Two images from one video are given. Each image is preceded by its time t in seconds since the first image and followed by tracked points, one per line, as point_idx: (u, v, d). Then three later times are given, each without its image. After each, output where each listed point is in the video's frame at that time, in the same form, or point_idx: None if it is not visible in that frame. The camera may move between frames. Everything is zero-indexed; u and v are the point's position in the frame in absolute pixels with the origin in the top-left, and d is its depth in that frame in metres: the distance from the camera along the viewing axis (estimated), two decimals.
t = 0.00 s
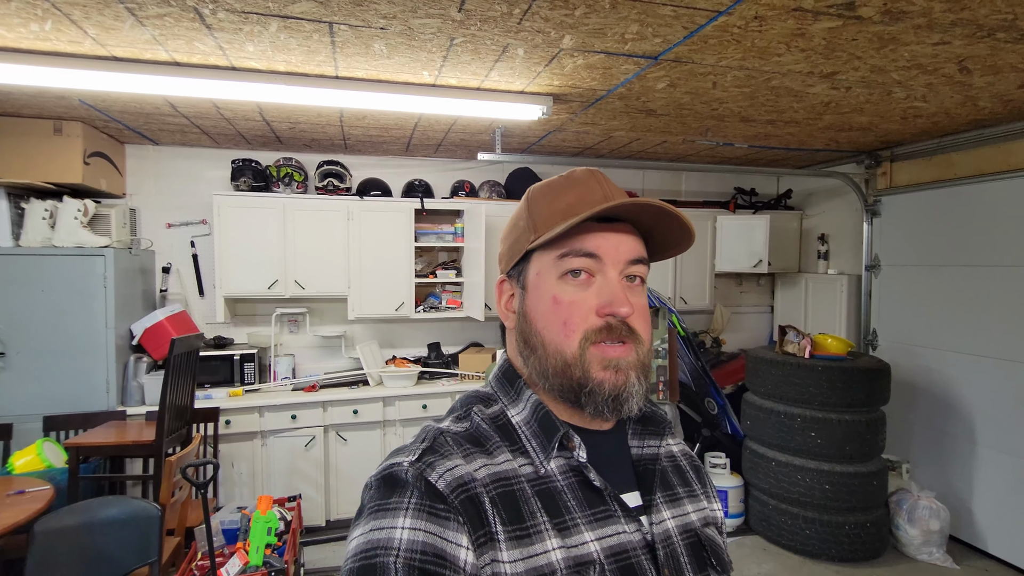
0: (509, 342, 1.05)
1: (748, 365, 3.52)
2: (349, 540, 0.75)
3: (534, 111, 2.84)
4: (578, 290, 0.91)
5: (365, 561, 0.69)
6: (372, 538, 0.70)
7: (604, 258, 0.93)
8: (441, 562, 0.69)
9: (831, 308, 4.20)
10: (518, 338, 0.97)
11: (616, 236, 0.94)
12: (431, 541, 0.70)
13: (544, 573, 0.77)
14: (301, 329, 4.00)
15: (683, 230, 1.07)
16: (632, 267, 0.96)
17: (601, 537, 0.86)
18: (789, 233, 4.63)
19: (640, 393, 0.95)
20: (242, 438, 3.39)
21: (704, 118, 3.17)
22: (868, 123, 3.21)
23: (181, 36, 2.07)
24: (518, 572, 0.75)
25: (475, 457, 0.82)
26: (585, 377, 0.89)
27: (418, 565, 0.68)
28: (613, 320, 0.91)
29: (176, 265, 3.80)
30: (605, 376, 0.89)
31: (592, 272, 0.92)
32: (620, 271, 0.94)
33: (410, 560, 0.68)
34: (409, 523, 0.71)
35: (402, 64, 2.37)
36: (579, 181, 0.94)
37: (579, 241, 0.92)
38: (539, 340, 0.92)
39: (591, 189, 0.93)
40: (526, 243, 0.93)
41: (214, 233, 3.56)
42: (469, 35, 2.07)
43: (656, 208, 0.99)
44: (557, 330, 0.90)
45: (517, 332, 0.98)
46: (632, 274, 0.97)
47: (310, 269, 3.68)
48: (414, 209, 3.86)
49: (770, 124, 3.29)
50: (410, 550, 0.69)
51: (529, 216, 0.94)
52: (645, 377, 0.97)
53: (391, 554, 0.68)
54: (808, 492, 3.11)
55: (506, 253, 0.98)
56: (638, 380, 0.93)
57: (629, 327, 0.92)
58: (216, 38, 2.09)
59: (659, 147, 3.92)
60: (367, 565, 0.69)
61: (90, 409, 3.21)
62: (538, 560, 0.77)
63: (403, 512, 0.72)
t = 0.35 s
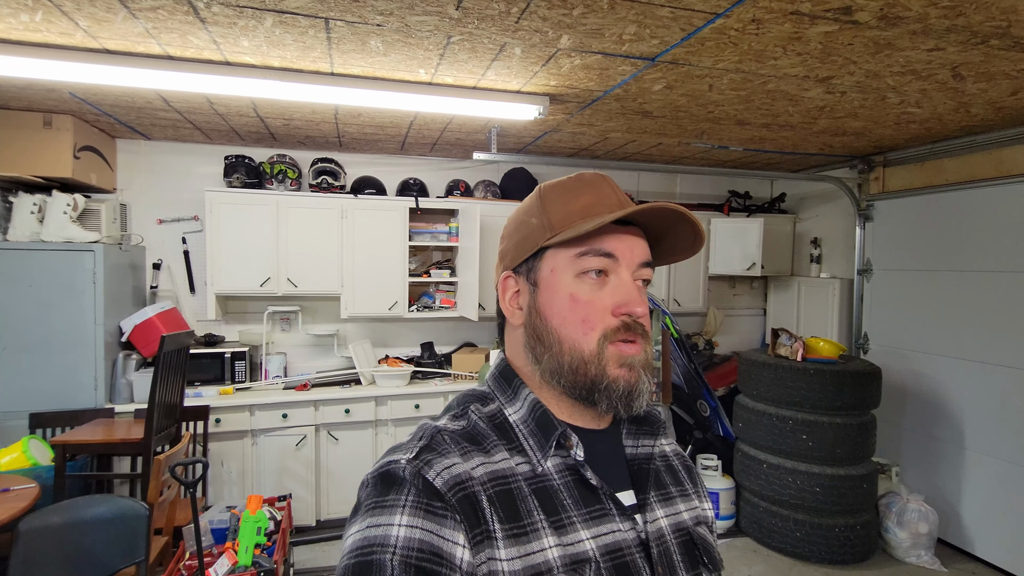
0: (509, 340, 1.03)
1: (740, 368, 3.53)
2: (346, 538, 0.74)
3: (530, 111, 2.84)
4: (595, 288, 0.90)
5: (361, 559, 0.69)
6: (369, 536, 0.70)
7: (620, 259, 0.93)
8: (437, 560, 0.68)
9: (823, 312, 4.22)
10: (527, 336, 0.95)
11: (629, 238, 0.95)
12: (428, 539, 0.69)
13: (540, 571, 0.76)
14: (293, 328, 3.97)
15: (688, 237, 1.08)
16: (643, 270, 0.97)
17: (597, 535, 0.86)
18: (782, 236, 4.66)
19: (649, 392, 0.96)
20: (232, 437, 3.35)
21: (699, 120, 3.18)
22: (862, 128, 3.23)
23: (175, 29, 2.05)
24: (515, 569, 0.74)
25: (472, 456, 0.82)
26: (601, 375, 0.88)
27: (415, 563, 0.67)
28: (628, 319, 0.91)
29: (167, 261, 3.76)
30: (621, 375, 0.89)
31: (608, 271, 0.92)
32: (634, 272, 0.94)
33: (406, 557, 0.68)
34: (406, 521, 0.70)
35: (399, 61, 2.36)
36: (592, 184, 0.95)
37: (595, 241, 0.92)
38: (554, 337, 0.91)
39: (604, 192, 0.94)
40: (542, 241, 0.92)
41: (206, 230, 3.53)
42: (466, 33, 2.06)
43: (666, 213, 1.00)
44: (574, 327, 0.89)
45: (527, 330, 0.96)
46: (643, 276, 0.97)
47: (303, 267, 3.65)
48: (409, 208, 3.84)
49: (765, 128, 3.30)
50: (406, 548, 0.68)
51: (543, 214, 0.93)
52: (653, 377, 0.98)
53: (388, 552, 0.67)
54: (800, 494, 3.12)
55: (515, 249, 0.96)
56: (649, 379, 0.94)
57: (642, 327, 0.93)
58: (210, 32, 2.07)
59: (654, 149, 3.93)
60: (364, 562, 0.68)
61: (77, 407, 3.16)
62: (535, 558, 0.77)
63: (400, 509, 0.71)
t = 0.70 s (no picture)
0: (502, 337, 1.01)
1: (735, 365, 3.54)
2: (341, 541, 0.73)
3: (525, 107, 2.82)
4: (593, 272, 0.91)
5: (356, 562, 0.68)
6: (364, 539, 0.69)
7: (612, 245, 0.95)
8: (432, 564, 0.68)
9: (817, 309, 4.24)
10: (525, 328, 0.93)
11: (617, 227, 0.97)
12: (422, 544, 0.69)
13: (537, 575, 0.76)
14: (287, 325, 3.95)
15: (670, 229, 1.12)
16: (632, 258, 0.99)
17: (595, 538, 0.84)
18: (775, 233, 4.67)
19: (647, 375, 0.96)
20: (225, 436, 3.33)
21: (694, 117, 3.17)
22: (856, 125, 3.24)
23: (164, 24, 2.01)
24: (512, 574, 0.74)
25: (469, 459, 0.80)
26: (605, 355, 0.88)
27: (409, 568, 0.66)
28: (626, 301, 0.92)
29: (158, 259, 3.72)
30: (624, 353, 0.89)
31: (602, 256, 0.93)
32: (625, 258, 0.96)
33: (400, 562, 0.67)
34: (401, 525, 0.69)
35: (392, 57, 2.33)
36: (575, 183, 0.99)
37: (587, 230, 0.94)
38: (556, 322, 0.89)
39: (586, 189, 0.98)
40: (533, 236, 0.93)
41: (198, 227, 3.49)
42: (461, 29, 2.03)
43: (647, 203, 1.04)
44: (575, 309, 0.89)
45: (523, 322, 0.94)
46: (633, 264, 0.99)
47: (296, 265, 3.63)
48: (403, 205, 3.82)
49: (760, 125, 3.30)
50: (401, 552, 0.67)
51: (534, 211, 0.95)
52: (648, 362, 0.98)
53: (382, 556, 0.67)
54: (794, 491, 3.14)
55: (507, 247, 0.96)
56: (647, 361, 0.94)
57: (638, 309, 0.93)
58: (201, 27, 2.03)
59: (649, 146, 3.92)
60: (358, 567, 0.67)
61: (67, 406, 3.12)
62: (531, 562, 0.76)
63: (395, 513, 0.70)
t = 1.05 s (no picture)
0: (496, 345, 1.00)
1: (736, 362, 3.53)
2: (339, 548, 0.72)
3: (526, 104, 2.80)
4: (582, 278, 0.90)
5: (353, 569, 0.67)
6: (361, 546, 0.68)
7: (601, 251, 0.94)
8: (430, 568, 0.66)
9: (818, 305, 4.23)
10: (517, 336, 0.93)
11: (604, 234, 0.97)
12: (420, 548, 0.67)
13: None
14: (286, 323, 3.93)
15: (657, 234, 1.12)
16: (621, 263, 0.99)
17: (594, 538, 0.83)
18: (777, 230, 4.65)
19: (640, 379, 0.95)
20: (225, 434, 3.32)
21: (695, 113, 3.15)
22: (859, 121, 3.22)
23: (160, 20, 1.99)
24: None
25: (466, 462, 0.79)
26: (597, 361, 0.87)
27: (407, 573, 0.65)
28: (617, 306, 0.91)
29: (156, 256, 3.70)
30: (615, 358, 0.88)
31: (592, 263, 0.92)
32: (614, 263, 0.95)
33: (398, 567, 0.66)
34: (398, 530, 0.68)
35: (392, 53, 2.31)
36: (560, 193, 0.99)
37: (575, 237, 0.93)
38: (546, 330, 0.89)
39: (572, 198, 0.98)
40: (522, 245, 0.92)
41: (196, 224, 3.47)
42: (461, 25, 2.01)
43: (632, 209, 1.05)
44: (566, 317, 0.88)
45: (515, 331, 0.93)
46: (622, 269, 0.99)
47: (295, 262, 3.61)
48: (402, 202, 3.80)
49: (762, 121, 3.28)
50: (399, 557, 0.66)
51: (523, 221, 0.94)
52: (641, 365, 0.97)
53: (380, 562, 0.66)
54: (794, 488, 3.14)
55: (497, 258, 0.95)
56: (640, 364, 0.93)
57: (629, 313, 0.93)
58: (198, 23, 2.01)
59: (650, 143, 3.90)
60: (355, 574, 0.66)
61: (66, 405, 3.11)
62: (530, 564, 0.75)
63: (392, 519, 0.69)
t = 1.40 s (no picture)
0: (493, 345, 0.99)
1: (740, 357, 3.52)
2: (334, 546, 0.71)
3: (526, 100, 2.78)
4: (578, 279, 0.89)
5: (349, 566, 0.66)
6: (356, 543, 0.67)
7: (597, 252, 0.93)
8: (426, 565, 0.66)
9: (822, 300, 4.21)
10: (513, 336, 0.92)
11: (601, 233, 0.96)
12: (416, 545, 0.66)
13: (534, 573, 0.74)
14: (289, 322, 3.94)
15: (654, 234, 1.11)
16: (617, 264, 0.98)
17: (593, 534, 0.83)
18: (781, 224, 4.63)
19: (637, 379, 0.94)
20: (229, 433, 3.33)
21: (698, 108, 3.12)
22: (863, 114, 3.18)
23: (159, 19, 1.98)
24: (508, 573, 0.72)
25: (463, 460, 0.79)
26: (592, 362, 0.86)
27: (403, 571, 0.64)
28: (613, 306, 0.90)
29: (159, 256, 3.71)
30: (611, 360, 0.87)
31: (587, 264, 0.91)
32: (611, 264, 0.94)
33: (394, 564, 0.65)
34: (394, 527, 0.67)
35: (391, 50, 2.30)
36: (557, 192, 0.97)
37: (571, 238, 0.92)
38: (542, 331, 0.88)
39: (569, 198, 0.97)
40: (518, 245, 0.91)
41: (199, 224, 3.47)
42: (460, 21, 2.00)
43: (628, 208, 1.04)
44: (561, 318, 0.87)
45: (511, 333, 0.93)
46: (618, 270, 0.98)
47: (297, 261, 3.61)
48: (404, 200, 3.79)
49: (765, 115, 3.25)
50: (395, 554, 0.65)
51: (519, 221, 0.93)
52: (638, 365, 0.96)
53: (376, 559, 0.65)
54: (800, 483, 3.12)
55: (493, 258, 0.94)
56: (637, 365, 0.92)
57: (625, 314, 0.92)
58: (196, 22, 2.00)
59: (652, 138, 3.87)
60: (351, 572, 0.65)
61: (71, 405, 3.13)
62: (528, 560, 0.74)
63: (388, 515, 0.68)
